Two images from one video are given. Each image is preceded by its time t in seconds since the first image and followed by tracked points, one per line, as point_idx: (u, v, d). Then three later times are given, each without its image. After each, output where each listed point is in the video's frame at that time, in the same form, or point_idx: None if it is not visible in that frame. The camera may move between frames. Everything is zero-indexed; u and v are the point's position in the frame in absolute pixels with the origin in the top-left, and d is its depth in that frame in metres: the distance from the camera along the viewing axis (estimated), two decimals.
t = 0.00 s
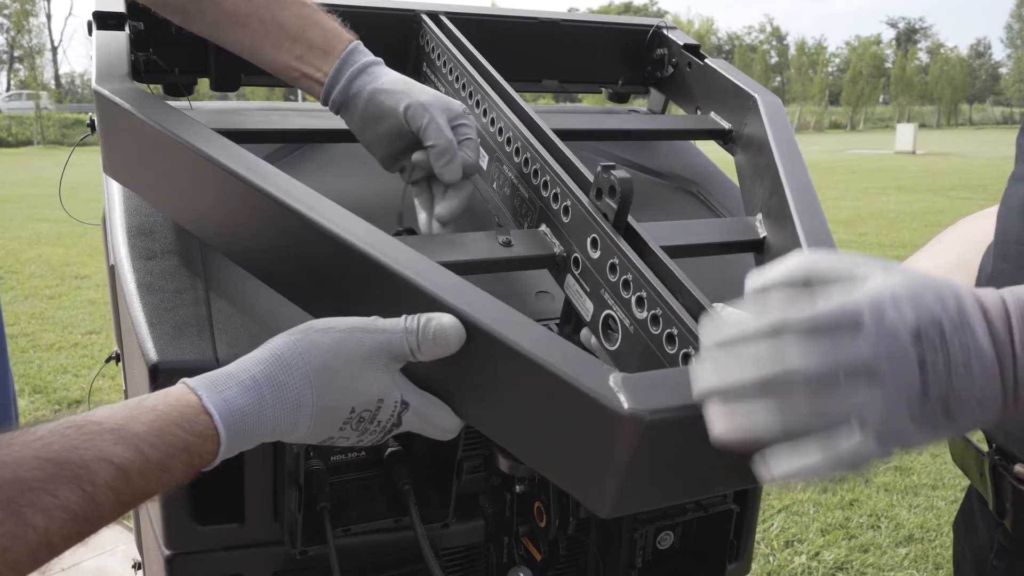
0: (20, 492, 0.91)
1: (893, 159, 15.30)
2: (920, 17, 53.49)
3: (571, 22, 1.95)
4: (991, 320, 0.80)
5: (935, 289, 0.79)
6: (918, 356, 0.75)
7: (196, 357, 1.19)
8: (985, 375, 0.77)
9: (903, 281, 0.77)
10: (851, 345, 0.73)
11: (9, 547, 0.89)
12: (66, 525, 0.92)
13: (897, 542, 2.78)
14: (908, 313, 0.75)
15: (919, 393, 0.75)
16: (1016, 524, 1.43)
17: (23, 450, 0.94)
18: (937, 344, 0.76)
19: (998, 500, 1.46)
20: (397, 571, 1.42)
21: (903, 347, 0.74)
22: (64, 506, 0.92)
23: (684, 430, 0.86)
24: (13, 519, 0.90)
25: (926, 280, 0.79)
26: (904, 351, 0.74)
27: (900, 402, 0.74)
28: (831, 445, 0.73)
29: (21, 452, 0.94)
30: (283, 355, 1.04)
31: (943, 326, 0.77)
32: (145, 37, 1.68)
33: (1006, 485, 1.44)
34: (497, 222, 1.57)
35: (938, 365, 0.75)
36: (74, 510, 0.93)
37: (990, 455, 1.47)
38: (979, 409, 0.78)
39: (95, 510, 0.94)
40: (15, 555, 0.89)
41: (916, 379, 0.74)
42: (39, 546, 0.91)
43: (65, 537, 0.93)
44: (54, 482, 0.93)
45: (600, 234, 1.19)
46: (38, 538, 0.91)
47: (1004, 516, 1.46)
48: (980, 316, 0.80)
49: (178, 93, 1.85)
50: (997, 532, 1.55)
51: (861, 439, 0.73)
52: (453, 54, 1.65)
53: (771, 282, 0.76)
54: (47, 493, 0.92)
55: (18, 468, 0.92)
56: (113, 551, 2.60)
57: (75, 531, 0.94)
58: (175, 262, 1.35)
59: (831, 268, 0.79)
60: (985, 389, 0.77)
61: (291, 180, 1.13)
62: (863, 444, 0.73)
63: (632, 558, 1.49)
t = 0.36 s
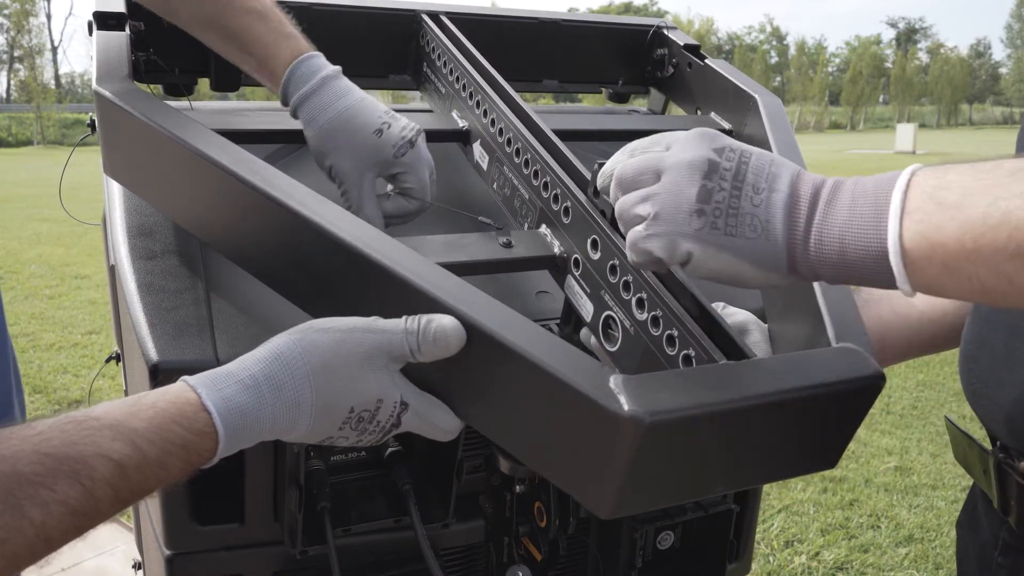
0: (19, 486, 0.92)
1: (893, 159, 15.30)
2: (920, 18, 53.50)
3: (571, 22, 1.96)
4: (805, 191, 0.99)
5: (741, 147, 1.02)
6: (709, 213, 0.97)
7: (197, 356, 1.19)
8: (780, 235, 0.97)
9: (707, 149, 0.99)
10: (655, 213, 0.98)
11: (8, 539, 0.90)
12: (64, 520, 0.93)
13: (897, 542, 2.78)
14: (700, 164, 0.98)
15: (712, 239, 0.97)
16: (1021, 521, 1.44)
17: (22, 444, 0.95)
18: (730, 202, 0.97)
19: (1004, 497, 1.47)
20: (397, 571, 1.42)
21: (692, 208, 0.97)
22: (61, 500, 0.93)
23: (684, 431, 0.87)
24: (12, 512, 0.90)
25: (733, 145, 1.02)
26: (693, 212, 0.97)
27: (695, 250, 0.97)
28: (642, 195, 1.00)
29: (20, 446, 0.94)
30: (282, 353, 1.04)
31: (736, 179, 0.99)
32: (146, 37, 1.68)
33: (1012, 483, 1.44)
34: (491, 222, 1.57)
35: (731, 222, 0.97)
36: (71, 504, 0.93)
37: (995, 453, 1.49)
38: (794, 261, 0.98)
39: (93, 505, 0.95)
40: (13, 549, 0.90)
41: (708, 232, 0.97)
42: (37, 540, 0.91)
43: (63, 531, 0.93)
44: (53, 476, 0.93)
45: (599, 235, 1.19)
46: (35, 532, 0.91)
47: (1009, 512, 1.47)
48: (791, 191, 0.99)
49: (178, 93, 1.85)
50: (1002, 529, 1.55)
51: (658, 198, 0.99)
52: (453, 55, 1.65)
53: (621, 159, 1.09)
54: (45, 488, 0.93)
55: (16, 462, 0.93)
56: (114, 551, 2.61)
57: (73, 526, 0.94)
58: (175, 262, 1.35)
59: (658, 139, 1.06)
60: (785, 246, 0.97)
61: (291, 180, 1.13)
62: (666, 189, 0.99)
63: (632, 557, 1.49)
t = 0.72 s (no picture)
0: (14, 483, 0.91)
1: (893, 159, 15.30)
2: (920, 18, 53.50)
3: (571, 22, 1.95)
4: (787, 171, 0.99)
5: (723, 129, 1.03)
6: (686, 185, 0.97)
7: (196, 357, 1.19)
8: (760, 212, 0.97)
9: (688, 127, 1.01)
10: (634, 190, 1.00)
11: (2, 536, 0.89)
12: (59, 518, 0.92)
13: (897, 542, 2.78)
14: (679, 139, 0.99)
15: (689, 211, 0.97)
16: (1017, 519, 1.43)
17: (19, 441, 0.94)
18: (708, 176, 0.98)
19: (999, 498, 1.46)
20: (397, 571, 1.43)
21: (670, 181, 0.98)
22: (57, 498, 0.93)
23: (682, 439, 0.87)
24: (5, 509, 0.90)
25: (716, 126, 1.03)
26: (671, 185, 0.97)
27: (672, 221, 0.97)
28: (624, 173, 1.02)
29: (16, 443, 0.94)
30: (281, 357, 1.04)
31: (716, 154, 0.99)
32: (146, 37, 1.68)
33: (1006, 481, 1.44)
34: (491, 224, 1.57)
35: (709, 195, 0.97)
36: (67, 502, 0.93)
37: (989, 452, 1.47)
38: (773, 239, 0.98)
39: (88, 503, 0.95)
40: (7, 547, 0.89)
41: (685, 204, 0.97)
42: (32, 537, 0.91)
43: (58, 530, 0.93)
44: (48, 474, 0.93)
45: (598, 240, 1.20)
46: (31, 529, 0.91)
47: (1005, 512, 1.46)
48: (773, 171, 0.99)
49: (178, 93, 1.85)
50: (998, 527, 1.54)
51: (637, 175, 1.00)
52: (453, 56, 1.65)
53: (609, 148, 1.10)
54: (40, 485, 0.92)
55: (11, 460, 0.92)
56: (114, 550, 2.61)
57: (68, 524, 0.94)
58: (175, 262, 1.35)
59: (642, 125, 1.07)
60: (764, 224, 0.97)
61: (290, 184, 1.13)
62: (644, 166, 1.00)
63: (632, 557, 1.49)
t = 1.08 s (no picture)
0: (12, 469, 0.91)
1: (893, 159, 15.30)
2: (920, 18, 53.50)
3: (571, 21, 1.95)
4: (805, 188, 1.00)
5: (741, 144, 1.02)
6: (705, 204, 0.96)
7: (196, 355, 1.19)
8: (777, 231, 0.97)
9: (707, 141, 1.00)
10: (652, 208, 0.98)
11: None
12: (58, 505, 0.92)
13: (897, 542, 2.78)
14: (698, 155, 0.98)
15: (708, 229, 0.96)
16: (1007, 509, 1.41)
17: (18, 429, 0.94)
18: (727, 194, 0.97)
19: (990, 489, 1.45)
20: (397, 571, 1.42)
21: (689, 199, 0.96)
22: (55, 484, 0.93)
23: (686, 417, 0.87)
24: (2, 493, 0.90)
25: (733, 140, 1.02)
26: (690, 203, 0.96)
27: (690, 240, 0.96)
28: (642, 189, 1.00)
29: (16, 431, 0.94)
30: (282, 343, 1.03)
31: (735, 171, 0.99)
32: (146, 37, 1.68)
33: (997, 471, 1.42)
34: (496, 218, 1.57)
35: (728, 214, 0.96)
36: (65, 489, 0.93)
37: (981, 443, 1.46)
38: (791, 257, 0.99)
39: (87, 490, 0.94)
40: (4, 533, 0.89)
41: (704, 223, 0.96)
42: (29, 522, 0.91)
43: (56, 517, 0.93)
44: (46, 460, 0.93)
45: (600, 226, 1.19)
46: (29, 515, 0.91)
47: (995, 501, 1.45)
48: (791, 189, 1.00)
49: (178, 93, 1.85)
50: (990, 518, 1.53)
51: (655, 191, 0.99)
52: (453, 53, 1.65)
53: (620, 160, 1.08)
54: (37, 471, 0.92)
55: (9, 447, 0.92)
56: (114, 551, 2.60)
57: (67, 511, 0.93)
58: (175, 261, 1.36)
59: (655, 137, 1.06)
60: (782, 242, 0.98)
61: (290, 173, 1.13)
62: (662, 182, 0.99)
63: (632, 557, 1.50)
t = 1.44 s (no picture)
0: (13, 479, 0.91)
1: (893, 159, 15.29)
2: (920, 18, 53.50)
3: (571, 22, 1.95)
4: (809, 181, 1.00)
5: (744, 137, 1.02)
6: (712, 196, 0.96)
7: (196, 356, 1.19)
8: (784, 221, 0.98)
9: (711, 135, 0.99)
10: (658, 202, 0.99)
11: None
12: (56, 516, 0.92)
13: (897, 542, 2.78)
14: (703, 149, 0.98)
15: (715, 222, 0.96)
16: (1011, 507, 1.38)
17: (18, 437, 0.94)
18: (734, 186, 0.97)
19: (994, 485, 1.42)
20: (397, 571, 1.44)
21: (695, 191, 0.96)
22: (54, 495, 0.92)
23: (676, 455, 0.88)
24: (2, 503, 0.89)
25: (736, 133, 1.02)
26: (697, 196, 0.96)
27: (697, 233, 0.96)
28: (647, 184, 1.00)
29: (17, 440, 0.94)
30: (280, 364, 1.04)
31: (740, 164, 0.99)
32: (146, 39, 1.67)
33: (1002, 469, 1.39)
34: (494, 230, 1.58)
35: (734, 206, 0.97)
36: (64, 500, 0.92)
37: (984, 440, 1.44)
38: (798, 249, 0.99)
39: (86, 502, 0.94)
40: (3, 543, 0.88)
41: (711, 215, 0.96)
42: (27, 532, 0.90)
43: (54, 527, 0.92)
44: (47, 471, 0.93)
45: (596, 250, 1.22)
46: (27, 526, 0.90)
47: (999, 500, 1.42)
48: (795, 182, 1.00)
49: (178, 94, 1.85)
50: (993, 514, 1.51)
51: (661, 186, 0.99)
52: (452, 58, 1.65)
53: (622, 155, 1.08)
54: (37, 482, 0.92)
55: (10, 456, 0.92)
56: (114, 550, 2.60)
57: (65, 523, 0.93)
58: (174, 262, 1.36)
59: (658, 132, 1.05)
60: (789, 234, 0.98)
61: (291, 196, 1.12)
62: (667, 177, 0.98)
63: (632, 556, 1.52)
